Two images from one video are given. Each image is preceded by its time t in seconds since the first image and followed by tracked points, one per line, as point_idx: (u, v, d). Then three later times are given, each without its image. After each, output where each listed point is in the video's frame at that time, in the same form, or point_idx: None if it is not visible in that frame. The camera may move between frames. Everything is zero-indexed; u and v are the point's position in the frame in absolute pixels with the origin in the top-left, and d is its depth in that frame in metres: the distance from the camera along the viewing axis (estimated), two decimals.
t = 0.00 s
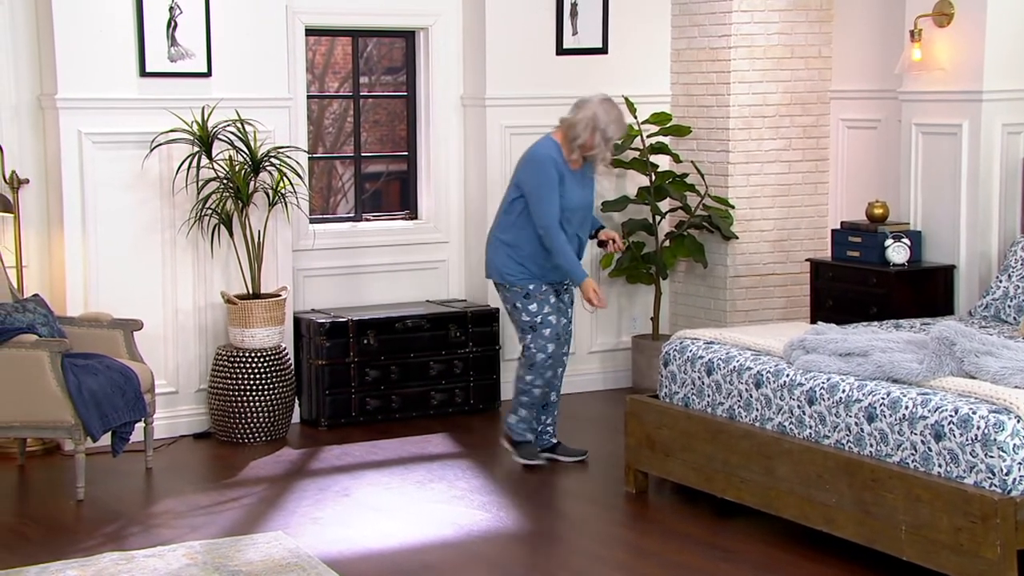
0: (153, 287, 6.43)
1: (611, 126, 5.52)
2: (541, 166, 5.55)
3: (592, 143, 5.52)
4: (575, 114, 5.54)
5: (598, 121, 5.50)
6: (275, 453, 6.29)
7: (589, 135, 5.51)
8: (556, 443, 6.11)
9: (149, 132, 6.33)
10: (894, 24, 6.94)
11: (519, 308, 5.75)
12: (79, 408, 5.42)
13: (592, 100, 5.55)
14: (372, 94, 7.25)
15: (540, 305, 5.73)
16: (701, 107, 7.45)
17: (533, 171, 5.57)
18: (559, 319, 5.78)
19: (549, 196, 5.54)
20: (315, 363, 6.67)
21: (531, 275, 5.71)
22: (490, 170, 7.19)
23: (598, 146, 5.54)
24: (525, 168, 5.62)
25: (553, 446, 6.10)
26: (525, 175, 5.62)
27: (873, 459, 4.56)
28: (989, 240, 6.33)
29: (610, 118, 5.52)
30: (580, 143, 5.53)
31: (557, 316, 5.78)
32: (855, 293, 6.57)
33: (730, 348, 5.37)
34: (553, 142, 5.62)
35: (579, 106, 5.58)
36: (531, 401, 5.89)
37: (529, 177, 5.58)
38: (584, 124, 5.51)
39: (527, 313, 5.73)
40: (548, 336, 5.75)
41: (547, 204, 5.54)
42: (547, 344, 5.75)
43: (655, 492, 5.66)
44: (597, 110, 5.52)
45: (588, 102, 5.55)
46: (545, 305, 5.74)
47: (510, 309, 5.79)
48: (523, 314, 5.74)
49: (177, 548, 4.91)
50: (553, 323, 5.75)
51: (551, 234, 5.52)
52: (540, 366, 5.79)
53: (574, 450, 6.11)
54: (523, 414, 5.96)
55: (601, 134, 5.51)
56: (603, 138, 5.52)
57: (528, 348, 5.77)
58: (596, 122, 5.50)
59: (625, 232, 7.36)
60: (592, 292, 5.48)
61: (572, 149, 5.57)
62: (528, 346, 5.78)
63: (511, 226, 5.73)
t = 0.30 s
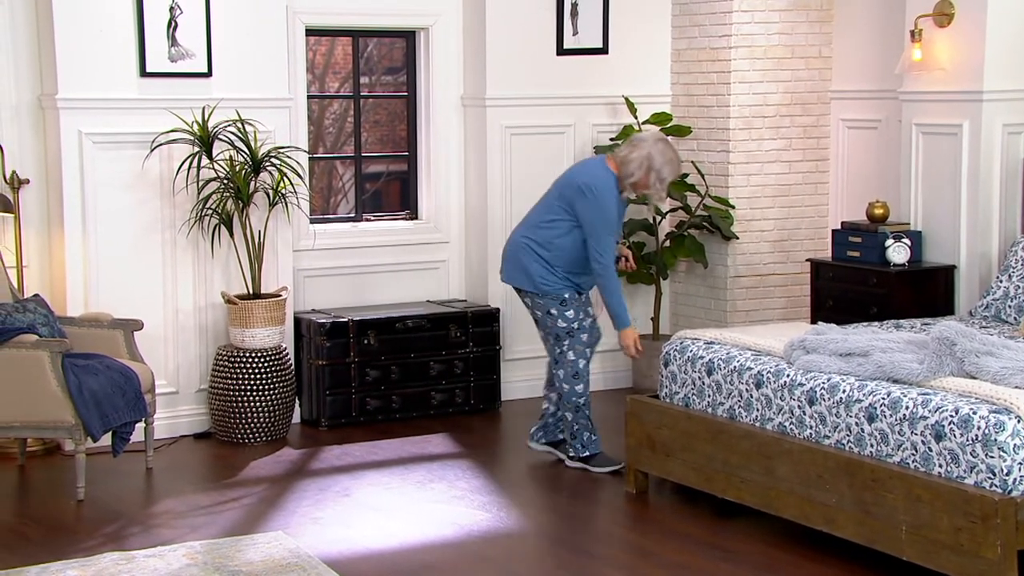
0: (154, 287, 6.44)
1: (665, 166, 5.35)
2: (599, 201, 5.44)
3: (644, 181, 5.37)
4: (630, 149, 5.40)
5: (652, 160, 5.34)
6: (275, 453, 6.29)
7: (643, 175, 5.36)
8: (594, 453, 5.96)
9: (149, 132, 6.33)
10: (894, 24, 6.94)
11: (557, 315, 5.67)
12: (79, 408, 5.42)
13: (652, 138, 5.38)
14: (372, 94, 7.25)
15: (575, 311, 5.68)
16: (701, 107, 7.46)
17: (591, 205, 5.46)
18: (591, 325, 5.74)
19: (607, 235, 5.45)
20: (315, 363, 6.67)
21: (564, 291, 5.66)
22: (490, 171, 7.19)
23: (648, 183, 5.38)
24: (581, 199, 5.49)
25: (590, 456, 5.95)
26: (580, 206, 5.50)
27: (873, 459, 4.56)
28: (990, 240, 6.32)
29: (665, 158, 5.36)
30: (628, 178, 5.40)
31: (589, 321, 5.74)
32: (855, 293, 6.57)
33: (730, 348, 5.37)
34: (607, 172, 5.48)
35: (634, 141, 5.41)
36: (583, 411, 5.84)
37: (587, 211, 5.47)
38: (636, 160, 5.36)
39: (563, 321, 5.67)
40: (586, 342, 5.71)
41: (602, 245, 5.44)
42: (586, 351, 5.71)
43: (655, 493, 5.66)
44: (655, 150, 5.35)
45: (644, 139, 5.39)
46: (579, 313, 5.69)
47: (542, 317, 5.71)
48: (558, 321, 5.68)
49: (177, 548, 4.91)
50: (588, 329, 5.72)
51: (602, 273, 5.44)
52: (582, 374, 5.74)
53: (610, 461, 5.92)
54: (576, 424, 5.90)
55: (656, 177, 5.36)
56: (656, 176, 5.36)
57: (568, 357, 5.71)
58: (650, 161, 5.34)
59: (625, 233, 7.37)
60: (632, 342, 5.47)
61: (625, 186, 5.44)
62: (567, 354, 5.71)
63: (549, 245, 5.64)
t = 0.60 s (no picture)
0: (154, 288, 6.44)
1: (702, 226, 5.28)
2: (639, 249, 5.37)
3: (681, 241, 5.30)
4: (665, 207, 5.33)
5: (688, 220, 5.28)
6: (275, 453, 6.29)
7: (681, 237, 5.31)
8: (595, 453, 5.94)
9: (149, 132, 6.33)
10: (894, 24, 6.94)
11: (578, 320, 5.64)
12: (79, 408, 5.42)
13: (689, 198, 5.32)
14: (372, 94, 7.25)
15: (595, 314, 5.67)
16: (701, 107, 7.46)
17: (632, 253, 5.38)
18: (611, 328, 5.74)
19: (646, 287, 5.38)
20: (316, 363, 6.66)
21: (585, 307, 5.64)
22: (490, 171, 7.20)
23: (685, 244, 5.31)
24: (623, 245, 5.41)
25: (591, 456, 5.94)
26: (620, 250, 5.42)
27: (873, 459, 4.56)
28: (990, 240, 6.32)
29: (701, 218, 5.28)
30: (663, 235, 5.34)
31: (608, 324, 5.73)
32: (855, 293, 6.57)
33: (730, 348, 5.37)
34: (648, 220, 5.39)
35: (670, 198, 5.35)
36: (598, 414, 5.85)
37: (628, 259, 5.39)
38: (671, 219, 5.30)
39: (586, 324, 5.65)
40: (610, 345, 5.71)
41: (640, 295, 5.37)
42: (610, 352, 5.71)
43: (655, 493, 5.66)
44: (693, 210, 5.30)
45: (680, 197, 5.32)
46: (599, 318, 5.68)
47: (561, 323, 5.67)
48: (580, 325, 5.66)
49: (177, 548, 4.91)
50: (608, 331, 5.72)
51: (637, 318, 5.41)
52: (604, 376, 5.74)
53: (611, 461, 5.89)
54: (586, 426, 5.89)
55: (693, 238, 5.30)
56: (692, 236, 5.29)
57: (592, 360, 5.70)
58: (685, 221, 5.28)
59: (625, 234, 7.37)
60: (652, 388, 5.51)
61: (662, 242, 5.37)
62: (592, 358, 5.70)
63: (578, 272, 5.59)
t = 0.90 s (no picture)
0: (154, 288, 6.44)
1: (707, 286, 5.32)
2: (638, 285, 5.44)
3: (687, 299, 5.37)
4: (672, 263, 5.35)
5: (695, 279, 5.32)
6: (275, 453, 6.29)
7: (685, 294, 5.37)
8: (595, 454, 5.94)
9: (148, 132, 6.33)
10: (894, 24, 6.94)
11: (580, 322, 5.71)
12: (79, 408, 5.42)
13: (697, 254, 5.33)
14: (372, 94, 7.25)
15: (597, 316, 5.73)
16: (701, 107, 7.46)
17: (634, 295, 5.45)
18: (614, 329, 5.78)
19: (645, 336, 5.43)
20: (316, 363, 6.66)
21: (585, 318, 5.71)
22: (490, 171, 7.20)
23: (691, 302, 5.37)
24: (629, 288, 5.47)
25: (591, 456, 5.94)
26: (624, 290, 5.49)
27: (873, 459, 4.56)
28: (990, 240, 6.32)
29: (708, 275, 5.31)
30: (670, 293, 5.40)
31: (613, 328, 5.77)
32: (855, 293, 6.57)
33: (730, 348, 5.37)
34: (657, 268, 5.42)
35: (676, 254, 5.36)
36: (601, 415, 5.83)
37: (630, 304, 5.45)
38: (678, 277, 5.34)
39: (586, 325, 5.71)
40: (615, 346, 5.73)
41: (637, 336, 5.44)
42: (616, 353, 5.73)
43: (655, 493, 5.66)
44: (700, 269, 5.32)
45: (685, 254, 5.34)
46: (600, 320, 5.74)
47: (563, 328, 5.74)
48: (581, 328, 5.71)
49: (177, 548, 4.91)
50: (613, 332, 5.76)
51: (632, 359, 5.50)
52: (609, 376, 5.76)
53: (611, 461, 5.88)
54: (588, 426, 5.88)
55: (698, 297, 5.35)
56: (698, 293, 5.34)
57: (596, 361, 5.74)
58: (690, 280, 5.32)
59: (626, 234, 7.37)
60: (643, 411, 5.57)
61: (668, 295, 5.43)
62: (597, 359, 5.74)
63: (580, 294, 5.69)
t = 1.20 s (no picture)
0: (154, 288, 6.44)
1: (704, 292, 5.30)
2: (643, 288, 5.44)
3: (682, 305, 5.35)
4: (672, 266, 5.35)
5: (693, 284, 5.30)
6: (275, 453, 6.29)
7: (682, 299, 5.35)
8: (595, 454, 5.93)
9: (148, 132, 6.33)
10: (894, 24, 6.94)
11: (577, 322, 5.71)
12: (79, 408, 5.42)
13: (696, 260, 5.32)
14: (372, 94, 7.25)
15: (595, 316, 5.73)
16: (701, 107, 7.46)
17: (635, 298, 5.45)
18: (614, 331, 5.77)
19: (644, 339, 5.44)
20: (316, 363, 6.66)
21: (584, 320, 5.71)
22: (491, 171, 7.20)
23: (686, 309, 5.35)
24: (628, 290, 5.48)
25: (591, 456, 5.93)
26: (626, 293, 5.49)
27: (873, 459, 4.56)
28: (990, 240, 6.32)
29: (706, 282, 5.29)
30: (667, 298, 5.39)
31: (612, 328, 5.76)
32: (855, 293, 6.57)
33: (730, 348, 5.37)
34: (657, 271, 5.43)
35: (676, 258, 5.36)
36: (599, 414, 5.82)
37: (630, 308, 5.46)
38: (676, 281, 5.33)
39: (585, 326, 5.71)
40: (612, 344, 5.72)
41: (637, 340, 5.45)
42: (613, 352, 5.72)
43: (655, 493, 5.66)
44: (698, 275, 5.29)
45: (686, 259, 5.33)
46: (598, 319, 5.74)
47: (562, 327, 5.74)
48: (579, 327, 5.72)
49: (177, 548, 4.91)
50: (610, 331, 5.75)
51: (628, 360, 5.51)
52: (607, 376, 5.75)
53: (611, 462, 5.88)
54: (587, 426, 5.87)
55: (693, 302, 5.33)
56: (694, 299, 5.32)
57: (594, 360, 5.73)
58: (688, 285, 5.31)
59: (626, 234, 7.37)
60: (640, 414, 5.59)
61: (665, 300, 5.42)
62: (594, 358, 5.73)
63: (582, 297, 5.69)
